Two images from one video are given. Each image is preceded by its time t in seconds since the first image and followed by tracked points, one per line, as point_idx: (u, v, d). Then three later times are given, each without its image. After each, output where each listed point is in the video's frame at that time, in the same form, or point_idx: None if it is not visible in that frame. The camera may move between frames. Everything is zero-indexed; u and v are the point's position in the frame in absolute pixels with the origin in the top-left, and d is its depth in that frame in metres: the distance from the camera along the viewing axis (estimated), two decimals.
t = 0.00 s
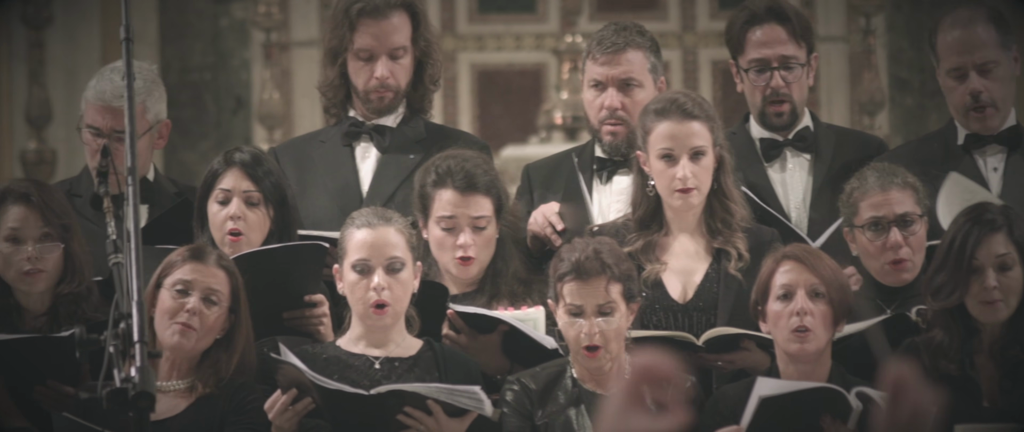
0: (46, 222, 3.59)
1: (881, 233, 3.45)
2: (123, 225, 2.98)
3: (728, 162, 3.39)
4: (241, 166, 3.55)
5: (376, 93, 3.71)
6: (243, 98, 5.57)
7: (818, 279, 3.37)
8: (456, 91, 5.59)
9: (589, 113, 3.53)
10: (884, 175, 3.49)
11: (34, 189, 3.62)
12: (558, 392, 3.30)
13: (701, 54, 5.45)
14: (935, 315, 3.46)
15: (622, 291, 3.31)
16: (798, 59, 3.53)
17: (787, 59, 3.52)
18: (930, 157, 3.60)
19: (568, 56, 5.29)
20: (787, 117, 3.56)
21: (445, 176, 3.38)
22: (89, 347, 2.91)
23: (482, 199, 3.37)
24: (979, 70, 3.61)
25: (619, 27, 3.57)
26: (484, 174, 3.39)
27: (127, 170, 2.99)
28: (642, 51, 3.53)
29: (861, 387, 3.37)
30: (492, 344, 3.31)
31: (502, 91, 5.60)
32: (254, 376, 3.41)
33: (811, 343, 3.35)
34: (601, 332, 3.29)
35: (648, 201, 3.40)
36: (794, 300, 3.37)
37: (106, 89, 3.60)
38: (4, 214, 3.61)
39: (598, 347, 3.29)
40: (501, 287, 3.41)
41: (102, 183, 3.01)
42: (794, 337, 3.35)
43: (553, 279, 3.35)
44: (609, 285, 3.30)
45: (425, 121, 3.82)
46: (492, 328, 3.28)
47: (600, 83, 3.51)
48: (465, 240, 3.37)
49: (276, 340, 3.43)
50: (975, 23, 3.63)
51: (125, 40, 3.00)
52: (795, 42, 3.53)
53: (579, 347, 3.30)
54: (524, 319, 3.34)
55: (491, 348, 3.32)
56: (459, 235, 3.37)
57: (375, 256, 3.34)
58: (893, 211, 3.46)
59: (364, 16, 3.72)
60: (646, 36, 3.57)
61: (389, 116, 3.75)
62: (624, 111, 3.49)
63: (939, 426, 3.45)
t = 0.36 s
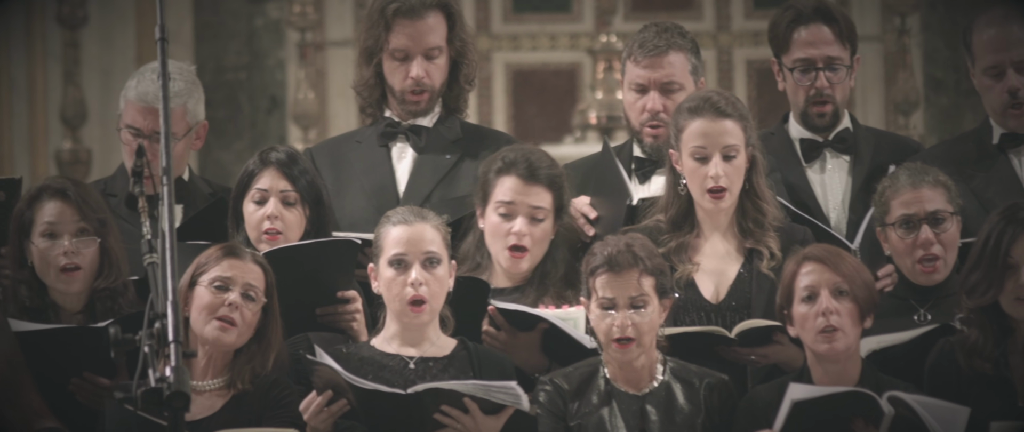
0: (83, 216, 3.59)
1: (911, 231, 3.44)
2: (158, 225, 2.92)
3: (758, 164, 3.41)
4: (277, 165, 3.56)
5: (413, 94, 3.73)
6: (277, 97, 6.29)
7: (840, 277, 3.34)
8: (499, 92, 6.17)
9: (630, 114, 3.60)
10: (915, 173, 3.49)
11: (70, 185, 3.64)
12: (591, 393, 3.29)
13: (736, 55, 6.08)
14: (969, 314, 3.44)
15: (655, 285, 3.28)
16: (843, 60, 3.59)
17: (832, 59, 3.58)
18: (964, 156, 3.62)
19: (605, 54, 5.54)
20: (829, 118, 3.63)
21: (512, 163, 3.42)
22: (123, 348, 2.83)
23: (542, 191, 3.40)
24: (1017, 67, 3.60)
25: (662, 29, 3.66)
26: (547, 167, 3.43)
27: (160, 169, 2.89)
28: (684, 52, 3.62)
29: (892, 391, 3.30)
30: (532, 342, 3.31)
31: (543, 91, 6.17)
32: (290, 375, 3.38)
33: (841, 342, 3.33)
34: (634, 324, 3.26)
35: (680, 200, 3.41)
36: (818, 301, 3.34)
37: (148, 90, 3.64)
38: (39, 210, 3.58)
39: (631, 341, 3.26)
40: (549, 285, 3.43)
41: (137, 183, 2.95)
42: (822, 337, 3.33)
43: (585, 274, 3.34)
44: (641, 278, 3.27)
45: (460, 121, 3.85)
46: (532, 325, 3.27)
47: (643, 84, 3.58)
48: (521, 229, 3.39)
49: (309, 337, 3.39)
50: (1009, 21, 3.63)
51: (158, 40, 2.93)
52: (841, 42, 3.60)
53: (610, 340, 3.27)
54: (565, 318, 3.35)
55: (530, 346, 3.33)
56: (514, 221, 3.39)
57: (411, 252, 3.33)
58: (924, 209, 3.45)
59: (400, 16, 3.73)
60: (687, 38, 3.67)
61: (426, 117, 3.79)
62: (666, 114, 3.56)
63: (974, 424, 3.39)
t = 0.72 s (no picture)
0: (115, 221, 3.52)
1: (943, 231, 3.43)
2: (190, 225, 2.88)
3: (791, 164, 3.42)
4: (308, 165, 3.57)
5: (445, 93, 3.74)
6: (310, 97, 6.42)
7: (881, 286, 3.31)
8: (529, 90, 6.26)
9: (665, 116, 3.70)
10: (946, 174, 3.49)
11: (103, 188, 3.56)
12: (619, 393, 3.26)
13: (767, 54, 6.16)
14: (1002, 313, 3.41)
15: (679, 284, 3.26)
16: (876, 54, 3.64)
17: (865, 53, 3.63)
18: (996, 158, 3.66)
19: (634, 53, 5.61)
20: (863, 111, 3.68)
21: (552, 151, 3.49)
22: (156, 347, 2.74)
23: (582, 173, 3.45)
24: None
25: (697, 31, 3.74)
26: (587, 151, 3.49)
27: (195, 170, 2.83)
28: (718, 55, 3.70)
29: (929, 398, 3.20)
30: (566, 331, 3.35)
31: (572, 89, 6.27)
32: (322, 375, 3.35)
33: (876, 351, 3.29)
34: (659, 324, 3.23)
35: (711, 198, 3.42)
36: (857, 308, 3.30)
37: (184, 88, 3.68)
38: (72, 213, 3.50)
39: (658, 340, 3.22)
40: (584, 281, 3.44)
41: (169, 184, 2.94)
42: (858, 346, 3.29)
43: (610, 275, 3.32)
44: (665, 279, 3.25)
45: (493, 121, 3.87)
46: (565, 316, 3.30)
47: (679, 88, 3.67)
48: (563, 211, 3.41)
49: (340, 334, 3.39)
50: None
51: (192, 39, 2.91)
52: (875, 38, 3.65)
53: (637, 342, 3.24)
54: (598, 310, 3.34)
55: (564, 335, 3.36)
56: (557, 203, 3.42)
57: (439, 253, 3.30)
58: (956, 209, 3.42)
59: (434, 17, 3.75)
60: (721, 41, 3.75)
61: (457, 117, 3.80)
62: (702, 117, 3.66)
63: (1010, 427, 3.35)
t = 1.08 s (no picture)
0: (140, 223, 3.51)
1: (971, 231, 3.42)
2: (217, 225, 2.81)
3: (822, 163, 3.44)
4: (335, 164, 3.59)
5: (472, 91, 3.76)
6: (335, 98, 6.63)
7: (914, 286, 3.27)
8: (557, 91, 6.72)
9: (692, 115, 3.70)
10: (975, 173, 3.49)
11: (128, 190, 3.57)
12: (644, 394, 3.24)
13: (795, 53, 6.62)
14: None
15: (704, 281, 3.26)
16: (899, 47, 3.71)
17: (888, 46, 3.71)
18: None
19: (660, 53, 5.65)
20: (887, 107, 3.75)
21: (549, 152, 3.52)
22: (183, 347, 2.69)
23: (583, 172, 3.48)
24: None
25: (725, 31, 3.74)
26: (585, 150, 3.53)
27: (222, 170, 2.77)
28: (745, 55, 3.70)
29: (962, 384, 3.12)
30: (587, 334, 3.34)
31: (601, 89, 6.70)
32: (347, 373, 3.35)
33: (905, 350, 3.24)
34: (686, 322, 3.23)
35: (742, 197, 3.44)
36: (889, 305, 3.27)
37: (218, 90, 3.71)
38: (98, 215, 3.49)
39: (683, 339, 3.22)
40: (596, 278, 3.48)
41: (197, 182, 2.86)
42: (888, 344, 3.25)
43: (635, 274, 3.33)
44: (692, 275, 3.25)
45: (519, 121, 3.89)
46: (586, 318, 3.29)
47: (706, 87, 3.67)
48: (570, 212, 3.44)
49: (366, 335, 3.40)
50: None
51: (219, 39, 2.83)
52: (898, 31, 3.72)
53: (662, 340, 3.23)
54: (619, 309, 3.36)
55: (585, 339, 3.36)
56: (562, 205, 3.45)
57: (464, 252, 3.27)
58: (984, 209, 3.42)
59: (461, 10, 3.77)
60: (748, 40, 3.75)
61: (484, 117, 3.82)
62: (728, 116, 3.65)
63: None
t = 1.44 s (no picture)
0: (163, 223, 3.49)
1: (995, 231, 3.41)
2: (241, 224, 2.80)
3: (838, 162, 3.45)
4: (358, 167, 3.60)
5: (494, 87, 3.76)
6: (360, 97, 6.66)
7: (942, 284, 3.26)
8: (580, 91, 6.80)
9: (711, 116, 3.72)
10: (999, 173, 3.47)
11: (150, 191, 3.53)
12: (669, 391, 3.24)
13: (817, 52, 6.73)
14: None
15: (731, 284, 3.25)
16: (921, 46, 3.70)
17: (909, 45, 3.70)
18: None
19: (684, 52, 5.67)
20: (909, 107, 3.75)
21: (550, 159, 3.49)
22: (206, 346, 2.67)
23: (586, 180, 3.44)
24: None
25: (743, 31, 3.76)
26: (587, 157, 3.49)
27: (244, 170, 2.75)
28: (763, 55, 3.71)
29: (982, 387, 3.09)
30: (607, 332, 3.34)
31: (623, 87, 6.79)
32: (370, 374, 3.34)
33: (930, 345, 3.22)
34: (710, 323, 3.21)
35: (759, 196, 3.44)
36: (917, 302, 3.25)
37: (235, 88, 3.72)
38: (120, 216, 3.47)
39: (708, 339, 3.21)
40: (608, 274, 3.51)
41: (220, 182, 2.85)
42: (913, 338, 3.23)
43: (662, 275, 3.32)
44: (717, 277, 3.24)
45: (541, 121, 3.90)
46: (604, 317, 3.30)
47: (726, 87, 3.68)
48: (572, 220, 3.41)
49: (389, 335, 3.40)
50: None
51: (241, 39, 2.82)
52: (919, 30, 3.72)
53: (687, 339, 3.22)
54: (638, 307, 3.41)
55: (605, 337, 3.35)
56: (564, 216, 3.42)
57: (484, 256, 3.25)
58: (1009, 209, 3.40)
59: (482, 8, 3.80)
60: (766, 40, 3.76)
61: (507, 114, 3.82)
62: (748, 116, 3.66)
63: None
